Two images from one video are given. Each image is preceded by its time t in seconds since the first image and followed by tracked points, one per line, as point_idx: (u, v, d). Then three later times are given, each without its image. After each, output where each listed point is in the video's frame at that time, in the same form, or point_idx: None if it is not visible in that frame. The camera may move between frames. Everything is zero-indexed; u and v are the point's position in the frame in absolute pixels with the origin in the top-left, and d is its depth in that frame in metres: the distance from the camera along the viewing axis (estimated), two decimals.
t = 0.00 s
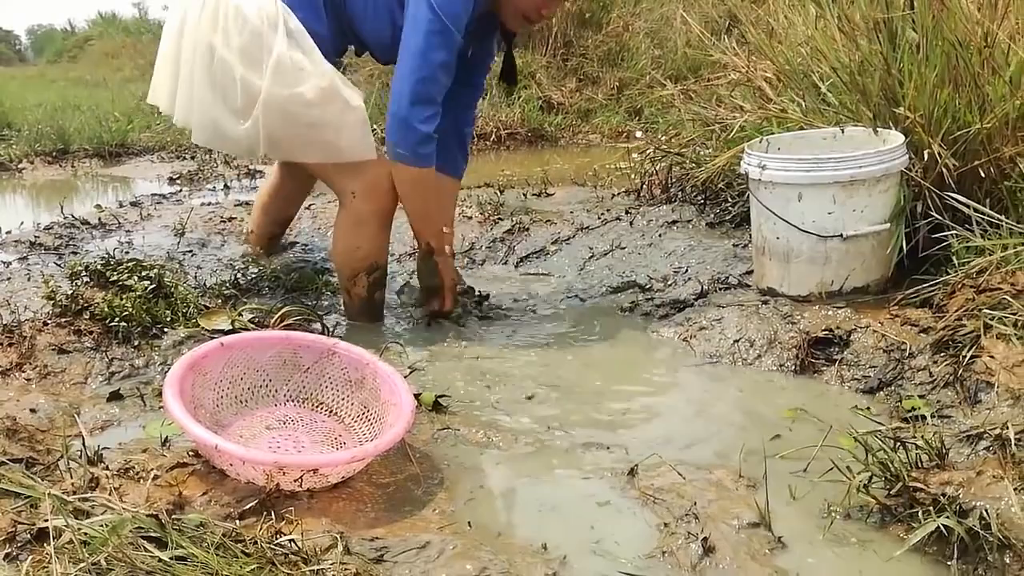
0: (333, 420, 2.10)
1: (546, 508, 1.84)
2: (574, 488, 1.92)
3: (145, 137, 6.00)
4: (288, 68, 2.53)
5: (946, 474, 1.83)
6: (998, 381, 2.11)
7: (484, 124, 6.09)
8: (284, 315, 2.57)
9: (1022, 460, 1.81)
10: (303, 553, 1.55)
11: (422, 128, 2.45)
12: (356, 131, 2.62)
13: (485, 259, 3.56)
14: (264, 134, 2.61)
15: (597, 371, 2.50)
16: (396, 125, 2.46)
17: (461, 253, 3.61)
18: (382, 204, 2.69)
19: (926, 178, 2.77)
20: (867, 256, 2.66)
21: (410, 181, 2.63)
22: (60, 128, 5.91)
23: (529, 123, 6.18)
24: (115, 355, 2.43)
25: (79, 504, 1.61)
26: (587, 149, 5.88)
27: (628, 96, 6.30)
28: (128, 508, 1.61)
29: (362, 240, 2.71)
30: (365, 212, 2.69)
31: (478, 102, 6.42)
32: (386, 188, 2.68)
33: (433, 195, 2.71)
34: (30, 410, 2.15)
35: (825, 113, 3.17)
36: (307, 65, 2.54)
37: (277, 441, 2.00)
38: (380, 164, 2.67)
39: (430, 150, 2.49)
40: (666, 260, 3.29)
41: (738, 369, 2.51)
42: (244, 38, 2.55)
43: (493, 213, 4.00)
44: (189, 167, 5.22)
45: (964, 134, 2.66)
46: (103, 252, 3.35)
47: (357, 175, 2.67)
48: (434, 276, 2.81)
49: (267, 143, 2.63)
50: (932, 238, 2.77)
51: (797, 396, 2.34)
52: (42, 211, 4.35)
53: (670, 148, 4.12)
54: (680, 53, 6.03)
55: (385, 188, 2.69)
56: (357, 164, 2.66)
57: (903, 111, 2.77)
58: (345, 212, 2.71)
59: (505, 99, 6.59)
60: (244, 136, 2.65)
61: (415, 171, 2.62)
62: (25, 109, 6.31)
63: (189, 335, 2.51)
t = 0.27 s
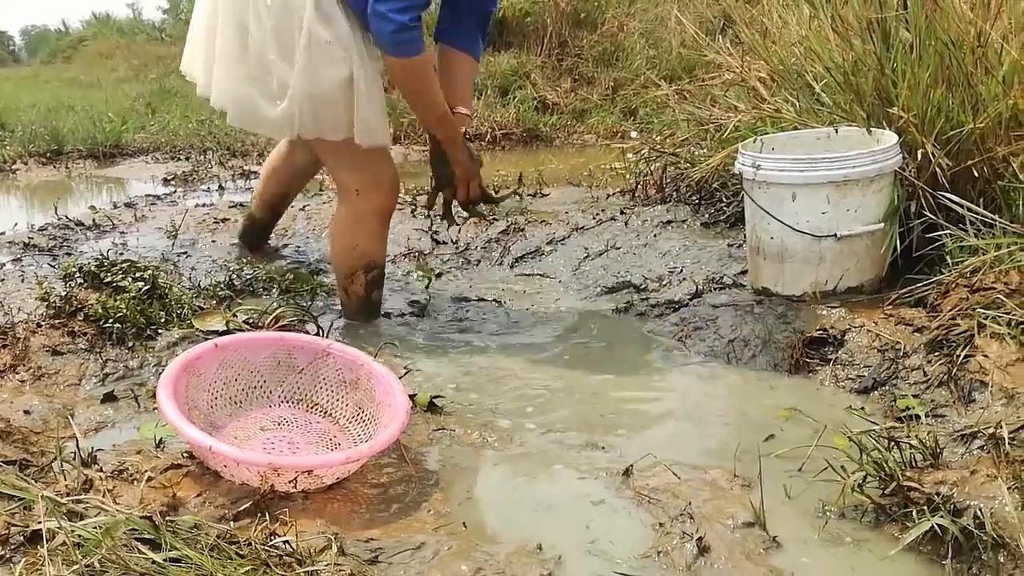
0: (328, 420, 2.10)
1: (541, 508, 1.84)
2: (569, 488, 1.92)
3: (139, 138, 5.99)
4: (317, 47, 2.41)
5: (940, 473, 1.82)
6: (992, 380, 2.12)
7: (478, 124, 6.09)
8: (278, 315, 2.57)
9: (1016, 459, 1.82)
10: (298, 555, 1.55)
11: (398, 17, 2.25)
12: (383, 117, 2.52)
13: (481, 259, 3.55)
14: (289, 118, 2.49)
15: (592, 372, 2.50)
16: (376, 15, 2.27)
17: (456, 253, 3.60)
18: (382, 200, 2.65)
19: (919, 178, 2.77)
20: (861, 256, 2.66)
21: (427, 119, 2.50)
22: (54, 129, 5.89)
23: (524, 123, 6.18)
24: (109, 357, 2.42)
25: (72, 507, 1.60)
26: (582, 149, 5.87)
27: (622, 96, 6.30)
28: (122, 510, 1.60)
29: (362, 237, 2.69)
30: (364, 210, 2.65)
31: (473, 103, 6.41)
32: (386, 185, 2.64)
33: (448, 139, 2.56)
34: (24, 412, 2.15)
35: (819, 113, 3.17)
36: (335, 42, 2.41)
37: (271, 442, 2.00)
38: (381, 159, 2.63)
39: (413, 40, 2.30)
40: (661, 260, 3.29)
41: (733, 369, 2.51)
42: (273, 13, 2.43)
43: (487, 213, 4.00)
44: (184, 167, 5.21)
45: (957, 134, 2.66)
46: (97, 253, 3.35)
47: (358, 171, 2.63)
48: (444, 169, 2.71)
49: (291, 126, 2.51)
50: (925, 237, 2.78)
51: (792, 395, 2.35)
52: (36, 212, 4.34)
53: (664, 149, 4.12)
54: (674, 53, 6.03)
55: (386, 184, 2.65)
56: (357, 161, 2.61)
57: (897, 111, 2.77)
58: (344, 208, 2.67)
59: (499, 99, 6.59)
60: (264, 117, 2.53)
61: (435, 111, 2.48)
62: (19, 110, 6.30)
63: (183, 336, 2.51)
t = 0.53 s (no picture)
0: (326, 421, 2.10)
1: (539, 508, 1.84)
2: (567, 488, 1.92)
3: (137, 138, 5.98)
4: (301, 32, 2.39)
5: (938, 473, 1.82)
6: (990, 380, 2.12)
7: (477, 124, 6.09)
8: (277, 315, 2.56)
9: (1014, 459, 1.81)
10: (295, 555, 1.55)
11: None
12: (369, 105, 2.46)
13: (479, 259, 3.55)
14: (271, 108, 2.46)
15: (590, 371, 2.50)
16: None
17: (455, 253, 3.60)
18: (380, 199, 2.59)
19: (917, 178, 2.77)
20: (859, 256, 2.66)
21: (442, 100, 2.43)
22: (52, 128, 5.89)
23: (522, 124, 6.18)
24: (106, 357, 2.42)
25: (69, 507, 1.60)
26: (580, 150, 5.87)
27: (621, 96, 6.30)
28: (119, 510, 1.60)
29: (358, 238, 2.63)
30: (359, 211, 2.60)
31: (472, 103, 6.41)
32: (383, 184, 2.58)
33: (466, 120, 2.48)
34: (21, 413, 2.14)
35: (817, 113, 3.17)
36: (317, 26, 2.37)
37: (269, 442, 2.00)
38: (377, 156, 2.57)
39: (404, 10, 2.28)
40: (659, 260, 3.30)
41: (730, 369, 2.51)
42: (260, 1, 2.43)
43: (486, 213, 3.99)
44: (182, 167, 5.20)
45: (954, 134, 2.67)
46: (94, 253, 3.34)
47: (354, 170, 2.57)
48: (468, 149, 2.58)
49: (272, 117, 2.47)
50: (924, 237, 2.78)
51: (790, 396, 2.35)
52: (33, 212, 4.34)
53: (662, 149, 4.12)
54: (673, 54, 6.02)
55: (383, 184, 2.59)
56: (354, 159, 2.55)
57: (895, 111, 2.77)
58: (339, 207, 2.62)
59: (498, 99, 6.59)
60: (256, 112, 2.51)
61: (448, 92, 2.41)
62: (16, 110, 6.29)
63: (181, 336, 2.51)
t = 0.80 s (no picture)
0: (312, 425, 2.09)
1: (525, 511, 1.84)
2: (554, 491, 1.92)
3: (123, 142, 5.96)
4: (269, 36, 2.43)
5: (923, 473, 1.83)
6: (974, 380, 2.13)
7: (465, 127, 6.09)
8: (263, 319, 2.56)
9: (998, 458, 1.82)
10: (281, 561, 1.55)
11: None
12: (332, 107, 2.46)
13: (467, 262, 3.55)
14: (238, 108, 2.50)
15: (577, 374, 2.51)
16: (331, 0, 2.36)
17: (443, 256, 3.60)
18: (365, 203, 2.60)
19: (902, 179, 2.79)
20: (845, 258, 2.68)
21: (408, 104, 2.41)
22: (38, 133, 5.86)
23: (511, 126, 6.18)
24: (92, 363, 2.41)
25: (53, 514, 1.60)
26: (569, 152, 5.87)
27: (609, 99, 6.30)
28: (103, 517, 1.60)
29: (343, 240, 2.64)
30: (346, 215, 2.61)
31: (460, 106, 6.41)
32: (368, 189, 2.59)
33: (433, 125, 2.45)
34: (6, 419, 2.14)
35: (804, 116, 3.19)
36: (285, 29, 2.41)
37: (255, 447, 1.99)
38: (365, 161, 2.58)
39: (369, 11, 2.33)
40: (647, 262, 3.31)
41: (717, 371, 2.52)
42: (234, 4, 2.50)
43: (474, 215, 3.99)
44: (169, 171, 5.19)
45: (939, 136, 2.68)
46: (80, 258, 3.33)
47: (341, 173, 2.58)
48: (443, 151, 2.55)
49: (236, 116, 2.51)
50: (908, 239, 2.79)
51: (776, 397, 2.36)
52: (19, 217, 4.32)
53: (650, 151, 4.13)
54: (661, 56, 6.04)
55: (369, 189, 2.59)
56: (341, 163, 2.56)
57: (880, 113, 2.78)
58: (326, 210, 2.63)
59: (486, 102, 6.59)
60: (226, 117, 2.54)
61: (412, 96, 2.38)
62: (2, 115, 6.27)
63: (167, 340, 2.50)
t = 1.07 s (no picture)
0: (295, 423, 2.08)
1: (509, 508, 1.84)
2: (539, 487, 1.92)
3: (107, 138, 5.92)
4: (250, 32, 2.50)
5: (906, 469, 1.83)
6: (957, 375, 2.14)
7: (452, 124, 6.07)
8: (246, 316, 2.54)
9: (980, 453, 1.83)
10: (262, 559, 1.54)
11: (340, 25, 2.24)
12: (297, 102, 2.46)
13: (453, 258, 3.54)
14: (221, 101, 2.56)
15: (562, 370, 2.51)
16: (323, 30, 2.27)
17: (428, 253, 3.59)
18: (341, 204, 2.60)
19: (886, 176, 2.79)
20: (829, 253, 2.68)
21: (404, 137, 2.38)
22: (19, 129, 5.82)
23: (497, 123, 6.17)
24: (73, 360, 2.40)
25: (31, 514, 1.59)
26: (556, 148, 5.86)
27: (596, 95, 6.30)
28: (81, 516, 1.59)
29: (319, 238, 2.67)
30: (322, 212, 2.63)
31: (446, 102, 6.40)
32: (343, 190, 2.59)
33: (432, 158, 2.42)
34: None
35: (789, 112, 3.19)
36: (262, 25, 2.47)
37: (238, 445, 1.99)
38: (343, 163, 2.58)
39: (364, 47, 2.27)
40: (633, 258, 3.31)
41: (702, 367, 2.52)
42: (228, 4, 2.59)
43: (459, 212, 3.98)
44: (153, 168, 5.16)
45: (923, 132, 2.69)
46: (61, 255, 3.31)
47: (321, 171, 2.60)
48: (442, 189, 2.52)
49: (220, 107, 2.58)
50: (892, 235, 2.79)
51: (761, 393, 2.36)
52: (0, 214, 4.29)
53: (636, 147, 4.12)
54: (647, 53, 6.04)
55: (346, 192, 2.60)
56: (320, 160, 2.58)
57: (864, 109, 2.78)
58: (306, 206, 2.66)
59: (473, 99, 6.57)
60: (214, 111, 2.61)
61: (408, 128, 2.35)
62: None
63: (149, 338, 2.49)
